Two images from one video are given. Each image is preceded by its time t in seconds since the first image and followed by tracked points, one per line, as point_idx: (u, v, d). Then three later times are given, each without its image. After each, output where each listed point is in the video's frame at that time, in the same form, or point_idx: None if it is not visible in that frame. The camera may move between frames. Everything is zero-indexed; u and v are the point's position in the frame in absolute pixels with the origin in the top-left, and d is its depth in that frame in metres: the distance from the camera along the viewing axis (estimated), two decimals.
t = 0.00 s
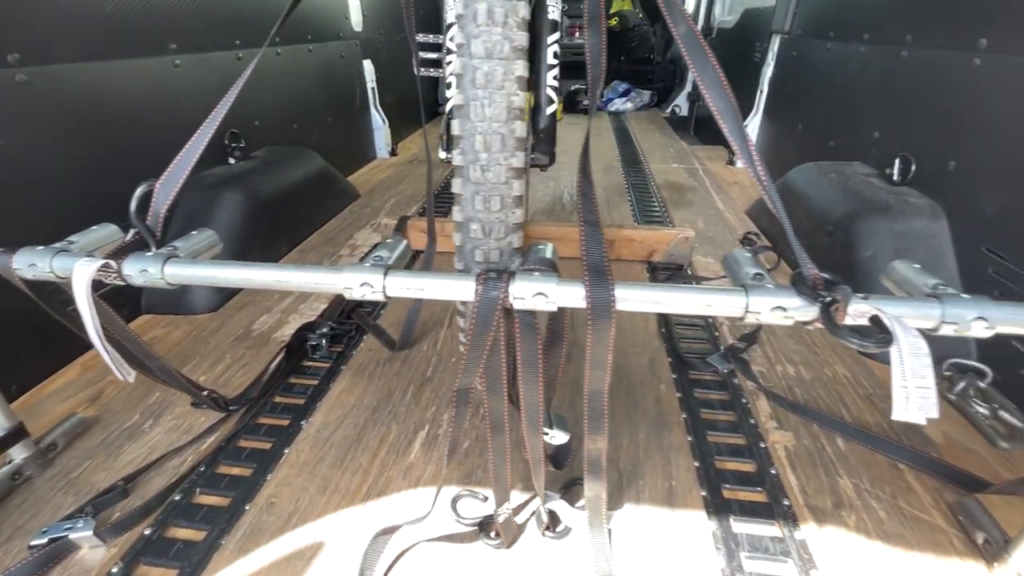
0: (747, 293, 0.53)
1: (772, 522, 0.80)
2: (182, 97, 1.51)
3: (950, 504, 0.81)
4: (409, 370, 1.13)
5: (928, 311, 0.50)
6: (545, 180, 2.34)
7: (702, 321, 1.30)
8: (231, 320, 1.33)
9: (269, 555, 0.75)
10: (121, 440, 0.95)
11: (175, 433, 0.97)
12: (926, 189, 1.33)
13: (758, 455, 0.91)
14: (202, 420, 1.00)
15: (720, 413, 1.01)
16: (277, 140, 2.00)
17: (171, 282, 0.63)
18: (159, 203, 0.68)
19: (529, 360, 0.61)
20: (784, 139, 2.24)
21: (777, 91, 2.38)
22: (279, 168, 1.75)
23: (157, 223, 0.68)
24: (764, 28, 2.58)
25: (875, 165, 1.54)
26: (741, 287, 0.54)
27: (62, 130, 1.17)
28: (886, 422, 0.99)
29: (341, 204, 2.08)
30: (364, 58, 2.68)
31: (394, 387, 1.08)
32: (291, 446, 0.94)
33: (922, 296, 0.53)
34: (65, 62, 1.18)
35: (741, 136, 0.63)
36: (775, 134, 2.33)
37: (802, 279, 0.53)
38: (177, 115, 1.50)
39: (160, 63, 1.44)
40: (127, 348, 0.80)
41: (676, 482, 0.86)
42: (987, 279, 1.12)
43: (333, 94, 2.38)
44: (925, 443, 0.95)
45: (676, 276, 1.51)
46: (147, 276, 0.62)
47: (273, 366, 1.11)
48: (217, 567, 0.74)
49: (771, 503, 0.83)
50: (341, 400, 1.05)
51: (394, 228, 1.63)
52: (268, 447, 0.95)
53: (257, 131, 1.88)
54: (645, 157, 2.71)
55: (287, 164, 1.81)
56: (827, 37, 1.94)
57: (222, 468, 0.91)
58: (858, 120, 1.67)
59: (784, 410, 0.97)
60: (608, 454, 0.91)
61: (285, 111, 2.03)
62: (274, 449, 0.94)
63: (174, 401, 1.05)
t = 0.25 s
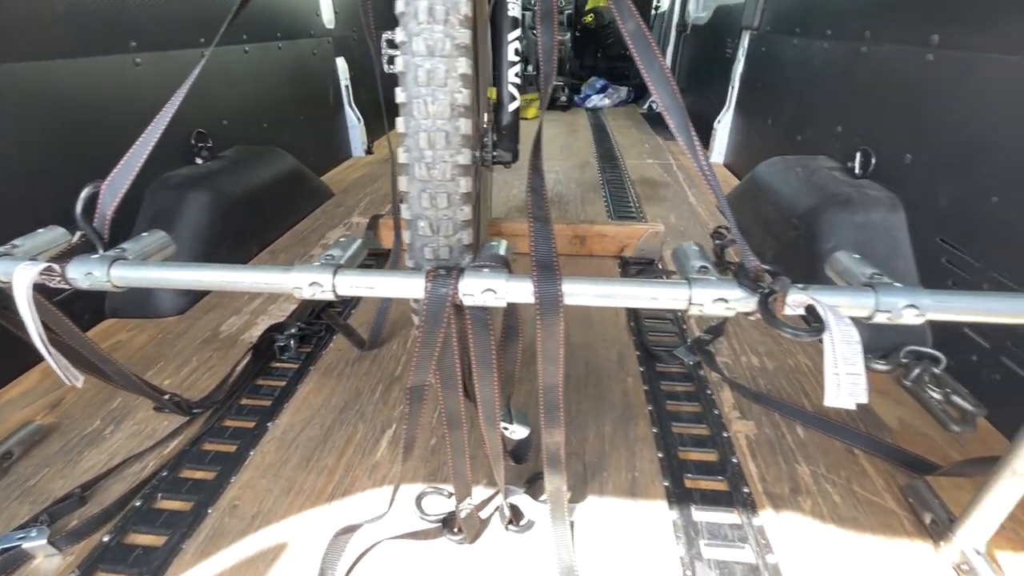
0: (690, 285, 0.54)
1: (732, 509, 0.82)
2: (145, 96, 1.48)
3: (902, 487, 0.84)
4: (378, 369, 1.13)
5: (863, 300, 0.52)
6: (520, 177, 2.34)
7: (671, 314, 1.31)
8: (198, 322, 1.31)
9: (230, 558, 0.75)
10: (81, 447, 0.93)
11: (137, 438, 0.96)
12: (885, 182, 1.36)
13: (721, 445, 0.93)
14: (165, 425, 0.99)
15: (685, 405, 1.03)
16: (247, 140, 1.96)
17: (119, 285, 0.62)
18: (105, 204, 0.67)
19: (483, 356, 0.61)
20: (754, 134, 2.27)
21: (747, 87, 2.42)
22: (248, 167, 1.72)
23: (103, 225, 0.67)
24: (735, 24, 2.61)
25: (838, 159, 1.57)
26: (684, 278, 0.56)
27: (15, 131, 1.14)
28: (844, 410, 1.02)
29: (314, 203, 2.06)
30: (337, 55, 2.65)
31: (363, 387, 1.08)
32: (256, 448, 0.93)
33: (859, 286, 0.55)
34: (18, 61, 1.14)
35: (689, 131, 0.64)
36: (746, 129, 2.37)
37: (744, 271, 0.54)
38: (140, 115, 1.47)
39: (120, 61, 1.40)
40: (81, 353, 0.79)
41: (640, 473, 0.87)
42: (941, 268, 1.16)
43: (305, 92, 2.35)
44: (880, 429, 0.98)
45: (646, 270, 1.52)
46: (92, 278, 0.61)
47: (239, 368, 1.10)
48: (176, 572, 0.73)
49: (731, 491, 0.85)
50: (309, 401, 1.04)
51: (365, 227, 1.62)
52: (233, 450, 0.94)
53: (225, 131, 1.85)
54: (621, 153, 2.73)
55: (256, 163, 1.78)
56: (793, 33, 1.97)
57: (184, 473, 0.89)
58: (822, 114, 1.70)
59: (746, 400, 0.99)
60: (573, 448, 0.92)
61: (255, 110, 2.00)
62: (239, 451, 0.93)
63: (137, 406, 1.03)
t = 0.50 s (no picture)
0: (627, 277, 0.56)
1: (687, 495, 0.84)
2: (98, 95, 1.44)
3: (849, 468, 0.87)
4: (341, 368, 1.13)
5: (792, 288, 0.54)
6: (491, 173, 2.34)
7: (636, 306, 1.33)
8: (158, 325, 1.29)
9: (184, 562, 0.74)
10: (32, 456, 0.91)
11: (91, 445, 0.94)
12: (841, 173, 1.40)
13: (678, 433, 0.95)
14: (121, 430, 0.97)
15: (645, 394, 1.05)
16: (210, 138, 1.93)
17: (54, 288, 0.61)
18: (39, 206, 0.65)
19: (430, 351, 0.62)
20: (720, 128, 2.31)
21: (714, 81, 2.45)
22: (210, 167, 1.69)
23: (38, 227, 0.65)
24: (702, 19, 2.64)
25: (798, 151, 1.61)
26: (622, 270, 0.57)
27: None
28: (798, 395, 1.05)
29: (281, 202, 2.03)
30: (304, 52, 2.61)
31: (325, 386, 1.07)
32: (214, 451, 0.92)
33: (790, 274, 0.57)
34: None
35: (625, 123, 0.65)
36: (713, 122, 2.41)
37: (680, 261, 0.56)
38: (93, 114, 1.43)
39: (70, 59, 1.36)
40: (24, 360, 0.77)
41: (598, 463, 0.89)
42: (891, 256, 1.19)
43: (271, 89, 2.31)
44: (832, 413, 1.01)
45: (613, 263, 1.54)
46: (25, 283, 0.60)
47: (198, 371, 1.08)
48: None
49: (687, 478, 0.87)
50: (270, 402, 1.03)
51: (332, 225, 1.61)
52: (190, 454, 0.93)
53: (186, 129, 1.81)
54: (593, 148, 2.74)
55: (219, 162, 1.75)
56: (755, 27, 2.01)
57: (140, 478, 0.88)
58: (783, 107, 1.73)
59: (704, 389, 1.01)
60: (534, 440, 0.93)
61: (218, 107, 1.96)
62: (197, 455, 0.92)
63: (91, 412, 1.01)
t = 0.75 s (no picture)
0: (573, 268, 0.56)
1: (649, 484, 0.85)
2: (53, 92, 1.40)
3: (806, 452, 0.89)
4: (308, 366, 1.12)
5: (734, 277, 0.55)
6: (466, 168, 2.33)
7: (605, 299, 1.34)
8: (119, 328, 1.26)
9: (141, 566, 0.73)
10: None
11: (46, 451, 0.92)
12: (804, 164, 1.42)
13: (643, 423, 0.96)
14: (79, 436, 0.95)
15: (611, 385, 1.06)
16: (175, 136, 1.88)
17: None
18: None
19: (381, 347, 0.61)
20: (692, 121, 2.33)
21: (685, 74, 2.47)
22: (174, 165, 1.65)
23: None
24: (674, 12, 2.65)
25: (764, 142, 1.63)
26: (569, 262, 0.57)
27: None
28: (760, 382, 1.07)
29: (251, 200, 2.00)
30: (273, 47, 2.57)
31: (291, 385, 1.06)
32: (174, 454, 0.91)
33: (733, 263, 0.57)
34: None
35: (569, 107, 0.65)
36: (685, 115, 2.43)
37: (625, 252, 0.56)
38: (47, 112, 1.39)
39: (21, 55, 1.32)
40: None
41: (562, 454, 0.89)
42: (850, 245, 1.22)
43: (239, 85, 2.27)
44: (793, 399, 1.03)
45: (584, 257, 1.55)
46: None
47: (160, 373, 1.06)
48: None
49: (650, 466, 0.88)
50: (233, 403, 1.02)
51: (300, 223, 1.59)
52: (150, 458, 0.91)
53: (149, 127, 1.77)
54: (568, 142, 2.75)
55: (184, 160, 1.71)
56: (723, 20, 2.03)
57: (96, 484, 0.86)
58: (749, 100, 1.75)
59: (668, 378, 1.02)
60: (499, 434, 0.93)
61: (183, 105, 1.92)
62: (157, 458, 0.90)
63: (48, 418, 0.98)
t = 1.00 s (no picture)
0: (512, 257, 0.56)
1: (607, 471, 0.86)
2: None
3: (760, 435, 0.91)
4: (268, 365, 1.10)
5: (671, 263, 0.56)
6: (436, 162, 2.31)
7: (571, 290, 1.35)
8: (73, 331, 1.22)
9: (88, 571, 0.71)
10: None
11: None
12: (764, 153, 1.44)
13: (603, 411, 0.97)
14: (26, 442, 0.92)
15: (573, 375, 1.06)
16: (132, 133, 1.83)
17: None
18: None
19: (324, 342, 0.61)
20: (660, 112, 2.35)
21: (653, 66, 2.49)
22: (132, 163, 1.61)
23: None
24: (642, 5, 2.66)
25: (727, 133, 1.65)
26: (509, 251, 0.58)
27: None
28: (719, 368, 1.08)
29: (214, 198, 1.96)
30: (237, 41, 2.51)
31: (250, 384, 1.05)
32: (126, 457, 0.89)
33: (671, 249, 0.58)
34: None
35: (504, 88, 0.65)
36: (654, 107, 2.45)
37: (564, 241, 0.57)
38: None
39: None
40: None
41: (522, 444, 0.90)
42: (807, 232, 1.25)
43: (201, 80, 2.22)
44: (750, 383, 1.05)
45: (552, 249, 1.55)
46: None
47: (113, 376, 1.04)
48: None
49: (608, 453, 0.89)
50: (190, 403, 1.00)
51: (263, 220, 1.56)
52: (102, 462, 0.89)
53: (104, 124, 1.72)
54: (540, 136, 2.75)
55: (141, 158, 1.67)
56: (687, 12, 2.05)
57: (44, 490, 0.84)
58: (712, 91, 1.78)
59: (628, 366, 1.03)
60: (460, 426, 0.93)
61: (140, 100, 1.87)
62: (108, 462, 0.88)
63: None
